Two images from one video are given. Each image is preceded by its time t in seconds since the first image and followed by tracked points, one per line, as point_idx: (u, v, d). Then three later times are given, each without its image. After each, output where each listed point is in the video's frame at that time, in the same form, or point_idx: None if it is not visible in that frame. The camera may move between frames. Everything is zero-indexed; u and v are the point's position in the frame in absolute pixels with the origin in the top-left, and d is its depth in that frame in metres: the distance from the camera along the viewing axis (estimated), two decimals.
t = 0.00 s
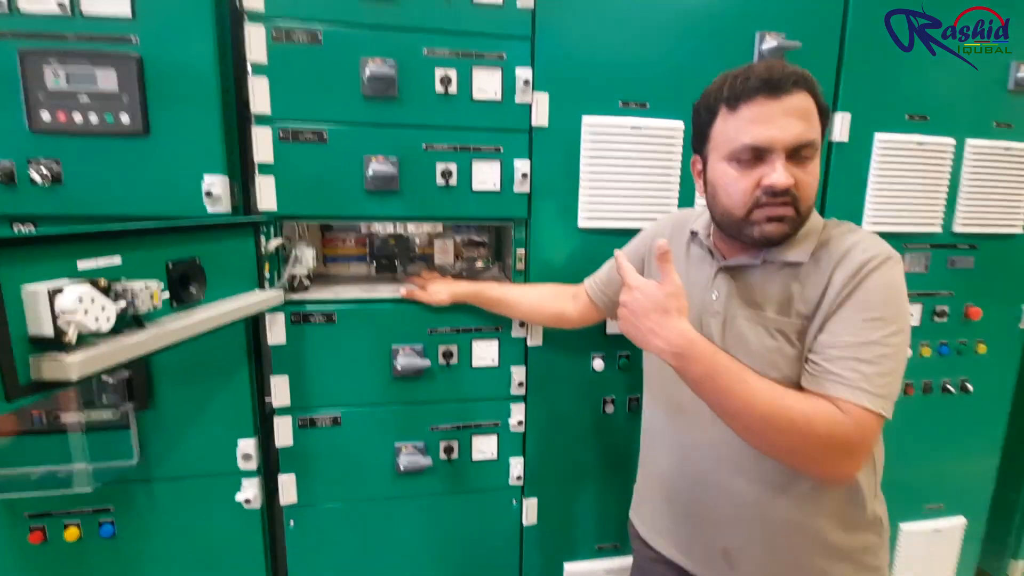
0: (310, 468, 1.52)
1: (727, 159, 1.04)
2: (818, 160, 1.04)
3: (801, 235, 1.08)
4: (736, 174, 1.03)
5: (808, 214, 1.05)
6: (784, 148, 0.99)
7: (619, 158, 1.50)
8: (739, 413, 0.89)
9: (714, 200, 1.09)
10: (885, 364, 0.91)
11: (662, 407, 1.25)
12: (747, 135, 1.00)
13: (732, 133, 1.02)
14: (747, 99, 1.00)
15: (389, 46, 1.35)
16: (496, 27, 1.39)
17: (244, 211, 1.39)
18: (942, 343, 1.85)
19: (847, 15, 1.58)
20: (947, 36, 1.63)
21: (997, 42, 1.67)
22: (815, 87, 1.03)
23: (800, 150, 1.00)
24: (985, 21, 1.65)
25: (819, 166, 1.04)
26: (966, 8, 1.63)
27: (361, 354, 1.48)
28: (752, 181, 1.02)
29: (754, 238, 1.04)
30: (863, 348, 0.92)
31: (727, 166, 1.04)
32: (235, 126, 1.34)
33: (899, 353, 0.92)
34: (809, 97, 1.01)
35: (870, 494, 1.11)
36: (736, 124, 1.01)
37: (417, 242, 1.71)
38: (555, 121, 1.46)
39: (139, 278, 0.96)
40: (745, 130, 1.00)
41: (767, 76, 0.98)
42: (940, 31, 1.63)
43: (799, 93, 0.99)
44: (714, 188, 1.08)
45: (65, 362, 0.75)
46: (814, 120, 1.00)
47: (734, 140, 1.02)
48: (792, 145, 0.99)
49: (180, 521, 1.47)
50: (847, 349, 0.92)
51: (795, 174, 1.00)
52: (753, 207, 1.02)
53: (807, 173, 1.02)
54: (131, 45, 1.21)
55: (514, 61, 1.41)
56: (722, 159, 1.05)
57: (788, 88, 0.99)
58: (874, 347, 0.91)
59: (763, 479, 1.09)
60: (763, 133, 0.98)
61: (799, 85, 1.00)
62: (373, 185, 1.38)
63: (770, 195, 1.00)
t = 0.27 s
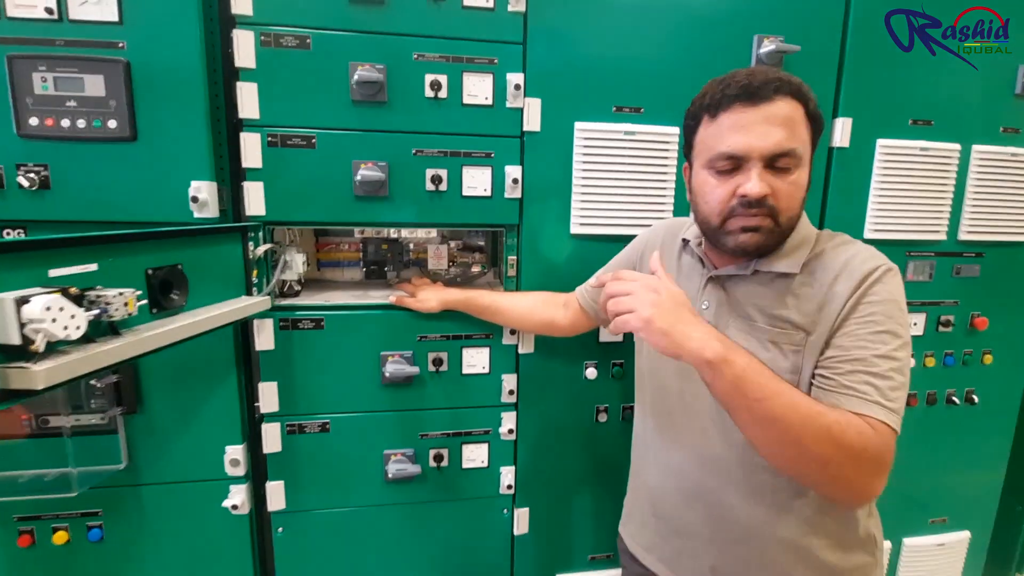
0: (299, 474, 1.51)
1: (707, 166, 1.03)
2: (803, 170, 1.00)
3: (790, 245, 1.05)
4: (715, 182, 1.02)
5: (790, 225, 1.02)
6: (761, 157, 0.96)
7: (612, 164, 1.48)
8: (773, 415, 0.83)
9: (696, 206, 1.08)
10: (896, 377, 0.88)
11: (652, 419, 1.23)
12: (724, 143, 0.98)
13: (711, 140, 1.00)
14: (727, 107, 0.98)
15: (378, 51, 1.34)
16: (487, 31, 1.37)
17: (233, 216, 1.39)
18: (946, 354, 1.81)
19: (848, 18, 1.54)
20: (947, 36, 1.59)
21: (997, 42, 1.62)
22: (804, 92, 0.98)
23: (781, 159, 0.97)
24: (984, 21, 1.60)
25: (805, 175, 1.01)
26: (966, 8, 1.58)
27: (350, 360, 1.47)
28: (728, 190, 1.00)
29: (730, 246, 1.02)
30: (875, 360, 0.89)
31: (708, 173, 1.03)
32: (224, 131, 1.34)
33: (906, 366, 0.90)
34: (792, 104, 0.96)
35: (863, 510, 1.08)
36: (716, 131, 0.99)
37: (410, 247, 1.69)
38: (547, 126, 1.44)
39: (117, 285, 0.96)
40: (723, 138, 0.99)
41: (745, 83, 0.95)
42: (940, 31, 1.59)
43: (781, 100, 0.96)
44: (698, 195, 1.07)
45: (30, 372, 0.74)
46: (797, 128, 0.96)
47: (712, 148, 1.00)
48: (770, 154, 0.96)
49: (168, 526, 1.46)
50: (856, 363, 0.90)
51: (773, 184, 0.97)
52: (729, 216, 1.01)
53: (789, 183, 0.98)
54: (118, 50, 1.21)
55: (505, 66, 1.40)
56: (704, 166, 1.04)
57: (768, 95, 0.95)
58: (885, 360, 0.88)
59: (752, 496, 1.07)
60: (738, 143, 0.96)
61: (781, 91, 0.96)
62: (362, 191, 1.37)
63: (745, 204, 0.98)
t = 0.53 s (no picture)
0: (298, 471, 1.51)
1: (704, 158, 1.02)
2: (804, 164, 0.98)
3: (793, 240, 1.02)
4: (710, 173, 1.01)
5: (787, 221, 1.00)
6: (756, 148, 0.95)
7: (615, 160, 1.45)
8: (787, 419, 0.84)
9: (694, 199, 1.07)
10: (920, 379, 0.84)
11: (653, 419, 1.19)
12: (719, 134, 0.97)
13: (708, 130, 1.00)
14: (724, 96, 0.97)
15: (377, 46, 1.33)
16: (488, 25, 1.36)
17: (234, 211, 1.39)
18: (965, 358, 1.74)
19: (860, 9, 1.50)
20: (946, 36, 1.54)
21: (997, 42, 1.56)
22: (807, 84, 0.96)
23: (777, 151, 0.95)
24: (984, 22, 1.54)
25: (806, 169, 0.98)
26: (966, 8, 1.53)
27: (350, 357, 1.46)
28: (723, 181, 0.99)
29: (721, 239, 1.01)
30: (897, 362, 0.85)
31: (704, 164, 1.02)
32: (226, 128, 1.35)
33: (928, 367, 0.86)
34: (792, 96, 0.95)
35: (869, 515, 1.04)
36: (712, 121, 0.99)
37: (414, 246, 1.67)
38: (549, 121, 1.42)
39: (110, 278, 0.95)
40: (718, 129, 0.98)
41: (742, 73, 0.94)
42: (939, 31, 1.53)
43: (780, 91, 0.94)
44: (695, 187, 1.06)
45: (16, 361, 0.74)
46: (796, 120, 0.94)
47: (709, 138, 0.99)
48: (766, 146, 0.95)
49: (168, 521, 1.47)
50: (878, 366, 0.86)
51: (767, 177, 0.96)
52: (723, 209, 0.99)
53: (785, 176, 0.97)
54: (120, 46, 1.22)
55: (506, 60, 1.38)
56: (701, 157, 1.03)
57: (765, 85, 0.94)
58: (906, 362, 0.84)
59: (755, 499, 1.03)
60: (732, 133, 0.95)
61: (781, 82, 0.94)
62: (361, 187, 1.37)
63: (737, 196, 0.97)
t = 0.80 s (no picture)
0: (328, 462, 1.55)
1: (753, 136, 0.99)
2: (857, 149, 0.96)
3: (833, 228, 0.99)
4: (761, 151, 0.97)
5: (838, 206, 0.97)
6: (814, 126, 0.93)
7: (642, 154, 1.44)
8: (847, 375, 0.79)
9: (737, 181, 1.04)
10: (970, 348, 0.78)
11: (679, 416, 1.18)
12: (775, 110, 0.95)
13: (761, 107, 0.97)
14: (781, 73, 0.95)
15: (404, 45, 1.35)
16: (513, 22, 1.37)
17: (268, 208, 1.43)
18: (1013, 358, 1.66)
19: None
20: (947, 36, 1.46)
21: (997, 42, 1.48)
22: (864, 68, 0.95)
23: (835, 131, 0.93)
24: (984, 21, 1.46)
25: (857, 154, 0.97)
26: (966, 7, 1.45)
27: (378, 351, 1.49)
28: (777, 160, 0.96)
29: (770, 222, 0.98)
30: (941, 333, 0.80)
31: (753, 143, 0.99)
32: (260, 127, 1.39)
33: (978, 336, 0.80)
34: (851, 77, 0.93)
35: (902, 515, 1.01)
36: (767, 97, 0.96)
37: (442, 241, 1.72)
38: (575, 116, 1.42)
39: (152, 272, 1.00)
40: (774, 105, 0.95)
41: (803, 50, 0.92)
42: (940, 31, 1.46)
43: (839, 70, 0.92)
44: (739, 168, 1.03)
45: (65, 349, 0.79)
46: (854, 102, 0.93)
47: (762, 115, 0.96)
48: (824, 126, 0.93)
49: (206, 507, 1.53)
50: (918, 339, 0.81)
51: (824, 157, 0.94)
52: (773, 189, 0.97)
53: (841, 158, 0.94)
54: (161, 50, 1.27)
55: (532, 55, 1.38)
56: (749, 135, 1.00)
57: (827, 63, 0.92)
58: (953, 331, 0.79)
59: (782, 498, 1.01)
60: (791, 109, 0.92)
61: (841, 62, 0.92)
62: (389, 183, 1.39)
63: (793, 175, 0.94)
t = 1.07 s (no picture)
0: (377, 453, 1.59)
1: (833, 124, 0.94)
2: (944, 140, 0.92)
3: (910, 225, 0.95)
4: (844, 141, 0.92)
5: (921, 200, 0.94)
6: (904, 116, 0.88)
7: (690, 147, 1.41)
8: (879, 434, 0.91)
9: (810, 172, 0.99)
10: None
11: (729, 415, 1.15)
12: (863, 97, 0.90)
13: (846, 94, 0.92)
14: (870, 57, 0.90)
15: (451, 45, 1.37)
16: (558, 17, 1.37)
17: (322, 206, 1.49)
18: None
19: None
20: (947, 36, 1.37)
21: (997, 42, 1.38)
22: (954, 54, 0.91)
23: (925, 122, 0.89)
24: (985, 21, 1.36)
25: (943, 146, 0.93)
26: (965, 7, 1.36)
27: (426, 346, 1.53)
28: (862, 150, 0.91)
29: (850, 216, 0.94)
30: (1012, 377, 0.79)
31: (834, 131, 0.94)
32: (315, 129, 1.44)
33: None
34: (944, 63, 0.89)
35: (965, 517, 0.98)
36: (853, 84, 0.91)
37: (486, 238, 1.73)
38: (621, 110, 1.40)
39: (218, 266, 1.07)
40: (861, 92, 0.90)
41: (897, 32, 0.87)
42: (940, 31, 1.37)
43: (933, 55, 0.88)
44: (813, 158, 0.98)
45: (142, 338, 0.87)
46: (946, 89, 0.88)
47: (846, 102, 0.92)
48: (914, 117, 0.89)
49: (264, 493, 1.60)
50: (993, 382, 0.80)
51: (913, 148, 0.89)
52: (856, 183, 0.92)
53: (930, 149, 0.90)
54: (224, 57, 1.34)
55: (577, 50, 1.38)
56: (829, 122, 0.94)
57: (922, 47, 0.87)
58: None
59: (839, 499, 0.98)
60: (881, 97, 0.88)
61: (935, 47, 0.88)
62: (437, 181, 1.42)
63: (881, 167, 0.90)
